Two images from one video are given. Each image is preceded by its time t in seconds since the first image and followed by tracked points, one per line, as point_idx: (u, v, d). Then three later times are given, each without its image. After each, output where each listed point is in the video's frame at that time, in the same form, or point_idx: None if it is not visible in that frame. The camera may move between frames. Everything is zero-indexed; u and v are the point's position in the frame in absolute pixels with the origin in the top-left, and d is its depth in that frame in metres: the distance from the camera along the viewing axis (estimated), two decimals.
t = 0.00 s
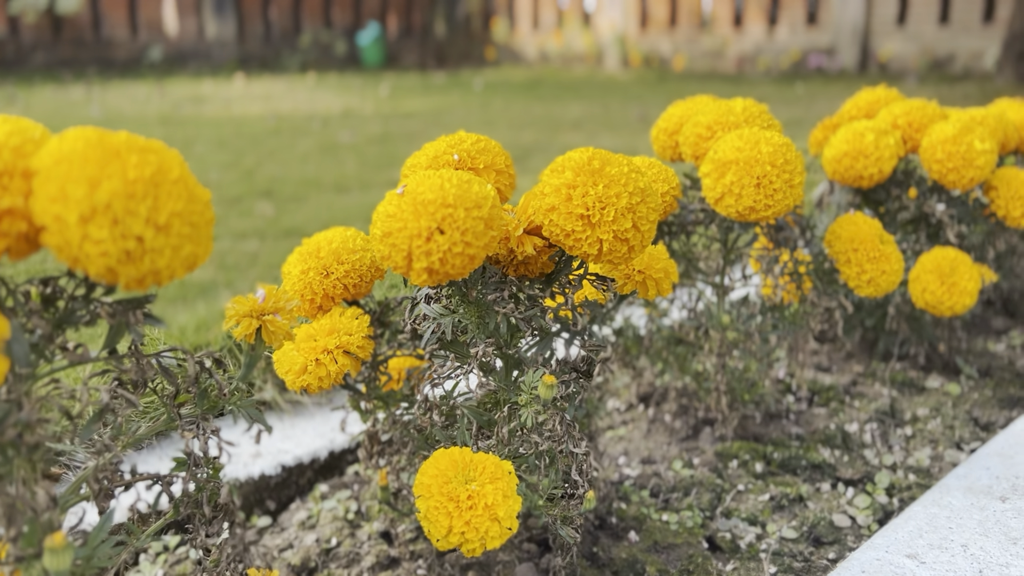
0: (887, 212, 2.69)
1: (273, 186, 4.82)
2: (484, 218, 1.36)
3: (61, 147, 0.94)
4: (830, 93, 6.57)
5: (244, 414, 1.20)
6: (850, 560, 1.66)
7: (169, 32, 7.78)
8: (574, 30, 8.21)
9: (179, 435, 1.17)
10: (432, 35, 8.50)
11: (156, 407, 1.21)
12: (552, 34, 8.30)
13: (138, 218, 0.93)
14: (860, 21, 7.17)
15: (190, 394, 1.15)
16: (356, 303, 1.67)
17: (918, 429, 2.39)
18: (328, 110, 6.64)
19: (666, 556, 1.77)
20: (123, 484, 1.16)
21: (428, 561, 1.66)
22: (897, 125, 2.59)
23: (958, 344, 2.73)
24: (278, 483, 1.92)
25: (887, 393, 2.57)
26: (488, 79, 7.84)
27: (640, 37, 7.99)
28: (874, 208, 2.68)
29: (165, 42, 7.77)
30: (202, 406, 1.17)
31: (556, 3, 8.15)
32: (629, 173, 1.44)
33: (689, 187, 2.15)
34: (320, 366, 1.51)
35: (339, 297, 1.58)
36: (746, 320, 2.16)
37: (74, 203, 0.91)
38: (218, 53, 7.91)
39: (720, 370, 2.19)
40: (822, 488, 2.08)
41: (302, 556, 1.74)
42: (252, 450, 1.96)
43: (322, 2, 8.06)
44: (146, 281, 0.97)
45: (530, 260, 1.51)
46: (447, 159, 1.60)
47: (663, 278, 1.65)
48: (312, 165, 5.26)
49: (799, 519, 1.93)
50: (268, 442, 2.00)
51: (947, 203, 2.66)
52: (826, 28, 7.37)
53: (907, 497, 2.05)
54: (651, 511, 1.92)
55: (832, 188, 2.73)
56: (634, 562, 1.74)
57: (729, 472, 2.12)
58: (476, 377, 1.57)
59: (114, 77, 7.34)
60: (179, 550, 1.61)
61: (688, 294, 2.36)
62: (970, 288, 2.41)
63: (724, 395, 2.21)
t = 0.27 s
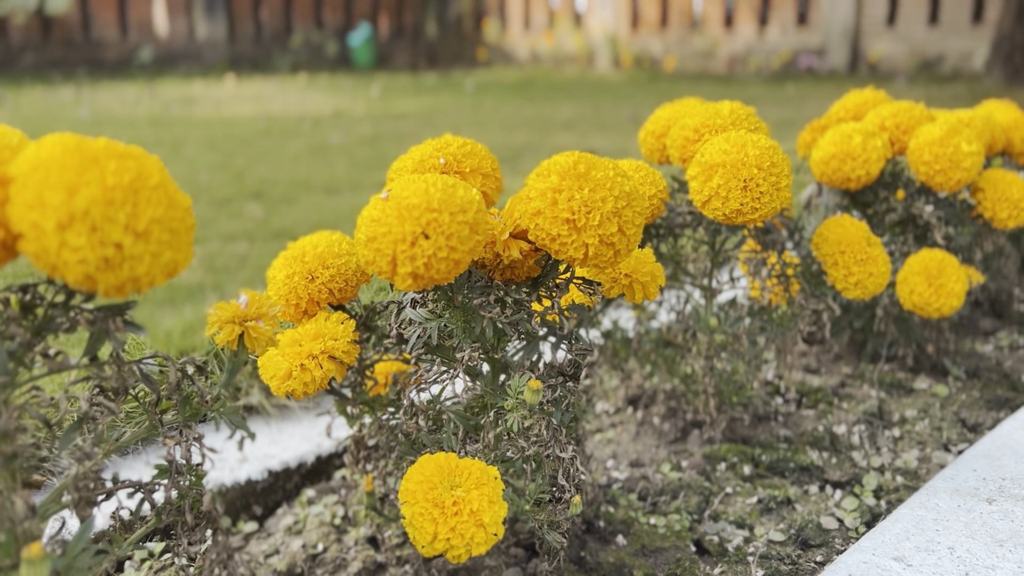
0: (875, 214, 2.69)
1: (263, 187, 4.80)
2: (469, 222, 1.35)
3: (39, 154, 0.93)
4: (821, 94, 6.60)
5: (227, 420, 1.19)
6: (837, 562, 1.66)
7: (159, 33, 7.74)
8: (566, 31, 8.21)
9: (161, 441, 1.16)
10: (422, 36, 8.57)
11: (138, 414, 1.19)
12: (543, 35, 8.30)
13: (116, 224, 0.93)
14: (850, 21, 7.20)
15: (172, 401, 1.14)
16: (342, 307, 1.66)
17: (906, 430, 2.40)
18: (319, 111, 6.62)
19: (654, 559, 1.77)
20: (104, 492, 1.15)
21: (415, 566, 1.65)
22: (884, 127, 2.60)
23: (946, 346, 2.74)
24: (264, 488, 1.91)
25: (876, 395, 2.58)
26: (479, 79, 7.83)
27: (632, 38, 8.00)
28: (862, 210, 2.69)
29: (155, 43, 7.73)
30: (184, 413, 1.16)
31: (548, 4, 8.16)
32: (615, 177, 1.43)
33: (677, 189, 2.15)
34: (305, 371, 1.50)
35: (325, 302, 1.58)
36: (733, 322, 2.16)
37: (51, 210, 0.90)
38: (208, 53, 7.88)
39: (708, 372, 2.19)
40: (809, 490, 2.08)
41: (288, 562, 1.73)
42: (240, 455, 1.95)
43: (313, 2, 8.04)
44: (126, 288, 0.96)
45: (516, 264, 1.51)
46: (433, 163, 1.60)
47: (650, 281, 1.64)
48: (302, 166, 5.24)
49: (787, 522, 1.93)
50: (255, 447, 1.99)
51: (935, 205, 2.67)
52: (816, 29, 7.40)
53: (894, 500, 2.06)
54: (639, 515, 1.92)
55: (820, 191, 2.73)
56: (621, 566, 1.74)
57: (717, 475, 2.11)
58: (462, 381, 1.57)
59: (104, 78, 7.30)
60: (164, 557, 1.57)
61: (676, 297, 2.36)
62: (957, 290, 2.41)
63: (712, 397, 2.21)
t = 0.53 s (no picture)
0: (869, 213, 2.69)
1: (256, 188, 4.79)
2: (461, 222, 1.35)
3: (26, 154, 0.93)
4: (815, 94, 6.61)
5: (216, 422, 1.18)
6: (830, 563, 1.66)
7: (153, 32, 7.71)
8: (560, 31, 8.21)
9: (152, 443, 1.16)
10: (417, 36, 8.51)
11: (126, 415, 1.19)
12: (538, 35, 8.32)
13: (103, 225, 0.92)
14: (844, 21, 7.22)
15: (161, 402, 1.13)
16: (333, 308, 1.65)
17: (900, 430, 2.40)
18: (313, 111, 6.61)
19: (647, 560, 1.76)
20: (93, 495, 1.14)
21: (407, 567, 1.65)
22: (877, 127, 2.60)
23: (939, 345, 2.74)
24: (256, 489, 1.91)
25: (869, 394, 2.58)
26: (474, 80, 7.83)
27: (626, 38, 8.02)
28: (855, 210, 2.69)
29: (149, 42, 7.70)
30: (173, 415, 1.15)
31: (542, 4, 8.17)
32: (607, 177, 1.43)
33: (670, 189, 2.15)
34: (296, 372, 1.49)
35: (316, 302, 1.58)
36: (727, 322, 2.15)
37: (38, 211, 0.90)
38: (202, 54, 7.86)
39: (701, 373, 2.19)
40: (803, 490, 2.08)
41: (280, 564, 1.72)
42: (232, 456, 1.95)
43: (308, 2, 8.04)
44: (114, 289, 0.95)
45: (509, 264, 1.51)
46: (426, 163, 1.59)
47: (643, 281, 1.64)
48: (296, 167, 5.23)
49: (780, 522, 1.93)
50: (247, 449, 1.99)
51: (928, 204, 2.67)
52: (810, 29, 7.42)
53: (887, 500, 2.06)
54: (632, 515, 1.91)
55: (814, 190, 2.73)
56: (615, 566, 1.74)
57: (710, 475, 2.11)
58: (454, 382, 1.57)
59: (97, 78, 7.27)
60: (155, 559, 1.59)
61: (669, 297, 2.36)
62: (949, 290, 2.42)
63: (705, 398, 2.21)
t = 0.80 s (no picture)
0: (865, 214, 2.69)
1: (253, 188, 4.78)
2: (455, 222, 1.34)
3: (18, 153, 0.92)
4: (811, 94, 6.62)
5: (210, 422, 1.17)
6: (825, 562, 1.66)
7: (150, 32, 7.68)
8: (557, 31, 8.21)
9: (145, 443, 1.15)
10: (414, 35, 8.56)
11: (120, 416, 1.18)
12: (535, 35, 8.33)
13: (95, 225, 0.91)
14: (841, 22, 7.23)
15: (154, 403, 1.13)
16: (328, 308, 1.65)
17: (895, 430, 2.40)
18: (310, 111, 6.60)
19: (643, 560, 1.76)
20: (86, 495, 1.13)
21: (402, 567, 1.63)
22: (873, 127, 2.59)
23: (935, 345, 2.74)
24: (252, 490, 1.90)
25: (865, 394, 2.58)
26: (471, 79, 7.83)
27: (623, 38, 8.02)
28: (851, 210, 2.69)
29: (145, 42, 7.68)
30: (166, 416, 1.14)
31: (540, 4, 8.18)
32: (602, 177, 1.43)
33: (666, 189, 2.14)
34: (291, 373, 1.48)
35: (311, 302, 1.58)
36: (722, 322, 2.16)
37: (29, 210, 0.89)
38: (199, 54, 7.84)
39: (697, 373, 2.19)
40: (798, 490, 2.08)
41: (274, 564, 1.72)
42: (227, 456, 1.95)
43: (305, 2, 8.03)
44: (106, 289, 0.95)
45: (504, 264, 1.51)
46: (421, 163, 1.59)
47: (638, 281, 1.63)
48: (292, 167, 5.23)
49: (776, 522, 1.93)
50: (243, 449, 1.99)
51: (924, 205, 2.67)
52: (807, 29, 7.44)
53: (883, 500, 2.06)
54: (628, 515, 1.91)
55: (810, 190, 2.73)
56: (610, 566, 1.72)
57: (706, 475, 2.11)
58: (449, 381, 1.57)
59: (93, 78, 7.25)
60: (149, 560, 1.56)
61: (665, 297, 2.36)
62: (945, 290, 2.42)
63: (701, 397, 2.21)
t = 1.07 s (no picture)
0: (866, 213, 2.69)
1: (253, 187, 4.78)
2: (456, 220, 1.34)
3: (18, 150, 0.92)
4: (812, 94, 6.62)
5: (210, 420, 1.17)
6: (826, 561, 1.65)
7: (150, 31, 7.68)
8: (558, 30, 8.20)
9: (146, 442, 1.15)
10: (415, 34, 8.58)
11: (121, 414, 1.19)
12: (536, 34, 8.33)
13: (95, 221, 0.91)
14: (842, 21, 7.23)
15: (155, 400, 1.12)
16: (328, 306, 1.65)
17: (896, 429, 2.39)
18: (311, 110, 6.59)
19: (644, 559, 1.75)
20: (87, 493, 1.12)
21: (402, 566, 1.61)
22: (875, 126, 2.59)
23: (936, 345, 2.74)
24: (252, 488, 1.91)
25: (866, 394, 2.57)
26: (471, 79, 7.83)
27: (624, 38, 8.02)
28: (852, 209, 2.69)
29: (146, 41, 7.67)
30: (166, 413, 1.14)
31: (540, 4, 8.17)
32: (603, 175, 1.42)
33: (667, 188, 2.14)
34: (291, 371, 1.49)
35: (312, 301, 1.57)
36: (723, 322, 2.17)
37: (29, 207, 0.89)
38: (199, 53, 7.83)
39: (698, 371, 2.19)
40: (799, 489, 2.08)
41: (274, 562, 1.72)
42: (227, 455, 1.95)
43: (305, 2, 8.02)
44: (107, 286, 0.95)
45: (505, 262, 1.50)
46: (422, 160, 1.58)
47: (639, 279, 1.63)
48: (293, 166, 5.22)
49: (776, 521, 1.92)
50: (244, 448, 1.99)
51: (925, 204, 2.67)
52: (808, 29, 7.44)
53: (884, 499, 2.06)
54: (628, 514, 1.90)
55: (811, 190, 2.73)
56: (610, 566, 1.70)
57: (707, 474, 2.11)
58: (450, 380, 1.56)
59: (94, 77, 7.24)
60: (150, 558, 1.56)
61: (666, 296, 2.35)
62: (947, 289, 2.42)
63: (702, 396, 2.21)
